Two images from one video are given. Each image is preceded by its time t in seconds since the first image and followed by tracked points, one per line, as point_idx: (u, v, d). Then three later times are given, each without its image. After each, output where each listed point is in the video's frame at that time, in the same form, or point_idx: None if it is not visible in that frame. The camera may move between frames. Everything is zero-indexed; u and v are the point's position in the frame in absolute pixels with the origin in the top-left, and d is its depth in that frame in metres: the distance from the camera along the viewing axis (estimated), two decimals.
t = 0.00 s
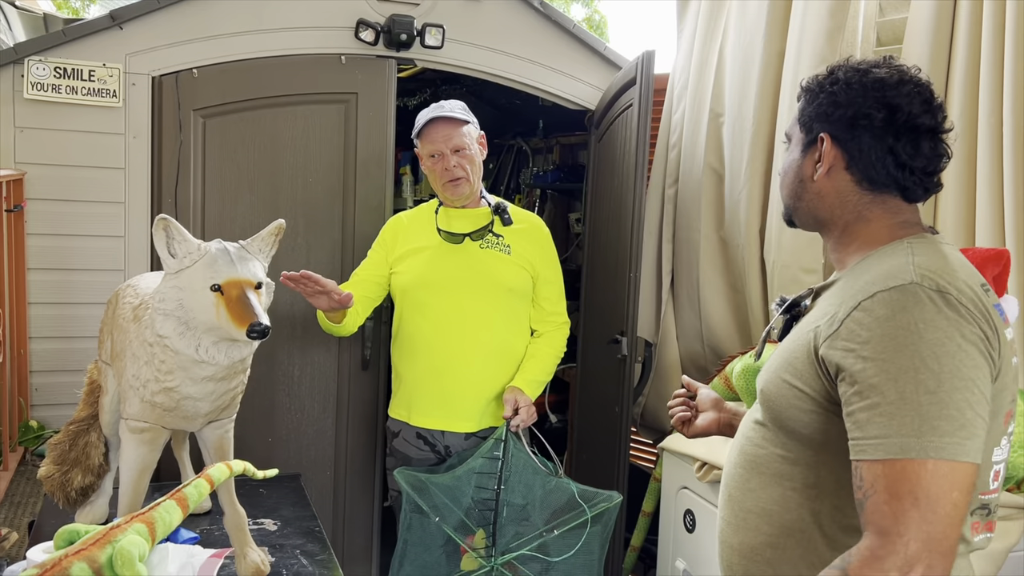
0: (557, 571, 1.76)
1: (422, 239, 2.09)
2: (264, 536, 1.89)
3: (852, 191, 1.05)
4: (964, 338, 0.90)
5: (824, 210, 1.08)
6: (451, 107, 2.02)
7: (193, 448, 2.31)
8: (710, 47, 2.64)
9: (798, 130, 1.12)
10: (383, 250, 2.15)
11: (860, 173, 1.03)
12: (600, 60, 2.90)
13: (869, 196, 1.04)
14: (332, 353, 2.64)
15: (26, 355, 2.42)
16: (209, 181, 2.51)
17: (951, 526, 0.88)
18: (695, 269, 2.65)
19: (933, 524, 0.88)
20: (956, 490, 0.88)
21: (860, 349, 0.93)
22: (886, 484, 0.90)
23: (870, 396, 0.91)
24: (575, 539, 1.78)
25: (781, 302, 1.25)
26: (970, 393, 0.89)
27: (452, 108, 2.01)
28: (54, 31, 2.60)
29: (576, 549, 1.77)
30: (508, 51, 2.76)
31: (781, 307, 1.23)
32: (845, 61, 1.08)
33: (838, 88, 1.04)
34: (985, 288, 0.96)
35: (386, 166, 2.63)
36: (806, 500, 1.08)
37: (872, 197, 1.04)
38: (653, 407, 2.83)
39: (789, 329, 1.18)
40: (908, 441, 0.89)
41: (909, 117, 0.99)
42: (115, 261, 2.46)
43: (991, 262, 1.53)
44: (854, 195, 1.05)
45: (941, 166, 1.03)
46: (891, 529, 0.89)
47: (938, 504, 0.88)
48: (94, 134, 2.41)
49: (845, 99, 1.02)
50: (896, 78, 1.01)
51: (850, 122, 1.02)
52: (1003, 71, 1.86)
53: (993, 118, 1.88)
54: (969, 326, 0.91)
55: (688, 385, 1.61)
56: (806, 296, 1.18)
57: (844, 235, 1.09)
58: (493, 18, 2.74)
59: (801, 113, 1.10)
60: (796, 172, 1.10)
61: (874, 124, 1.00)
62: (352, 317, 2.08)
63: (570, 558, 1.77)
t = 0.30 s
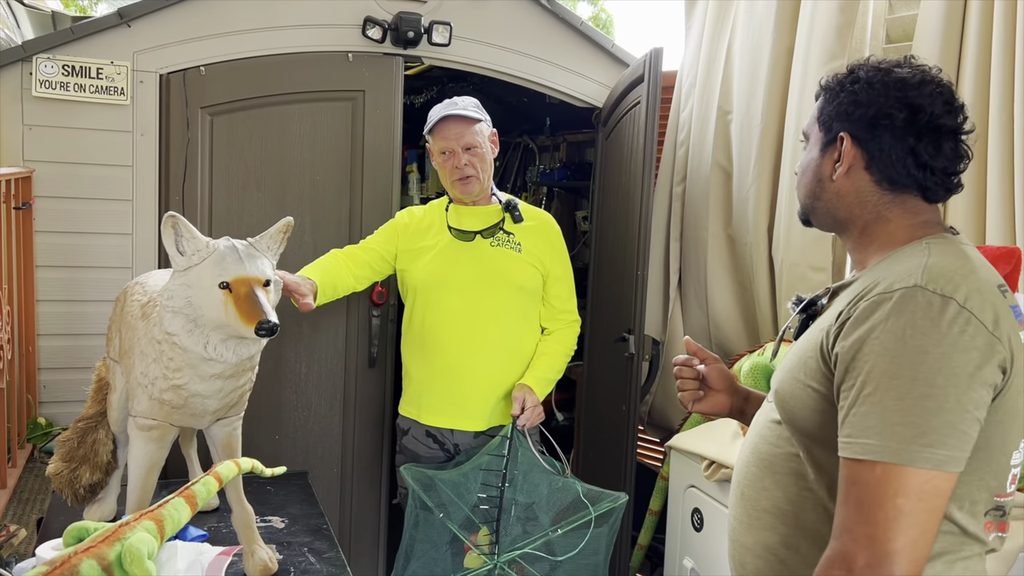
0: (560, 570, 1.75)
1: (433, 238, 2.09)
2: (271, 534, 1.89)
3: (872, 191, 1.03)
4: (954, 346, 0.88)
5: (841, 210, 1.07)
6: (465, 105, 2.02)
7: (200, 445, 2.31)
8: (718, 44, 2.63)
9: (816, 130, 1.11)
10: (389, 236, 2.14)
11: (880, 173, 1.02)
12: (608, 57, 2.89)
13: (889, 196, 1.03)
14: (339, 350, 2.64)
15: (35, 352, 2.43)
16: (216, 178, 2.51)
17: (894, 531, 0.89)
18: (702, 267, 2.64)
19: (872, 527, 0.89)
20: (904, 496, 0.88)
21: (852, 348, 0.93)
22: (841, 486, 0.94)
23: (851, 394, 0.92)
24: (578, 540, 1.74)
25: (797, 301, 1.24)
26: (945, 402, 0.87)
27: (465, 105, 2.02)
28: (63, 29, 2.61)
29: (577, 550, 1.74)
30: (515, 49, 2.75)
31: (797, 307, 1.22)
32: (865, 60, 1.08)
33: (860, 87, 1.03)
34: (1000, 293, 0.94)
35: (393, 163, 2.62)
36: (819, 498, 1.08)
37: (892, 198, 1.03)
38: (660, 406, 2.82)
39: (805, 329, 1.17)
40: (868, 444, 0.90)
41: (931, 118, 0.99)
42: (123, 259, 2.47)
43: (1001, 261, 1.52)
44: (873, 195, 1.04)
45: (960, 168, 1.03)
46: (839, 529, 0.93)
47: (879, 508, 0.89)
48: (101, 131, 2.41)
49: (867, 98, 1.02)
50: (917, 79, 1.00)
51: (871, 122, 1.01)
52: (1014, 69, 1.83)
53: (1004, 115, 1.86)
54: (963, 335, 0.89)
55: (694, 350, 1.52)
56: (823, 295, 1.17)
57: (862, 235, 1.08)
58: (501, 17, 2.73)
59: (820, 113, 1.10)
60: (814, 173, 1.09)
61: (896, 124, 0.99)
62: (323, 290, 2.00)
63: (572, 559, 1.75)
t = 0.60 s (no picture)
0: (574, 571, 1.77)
1: (446, 234, 2.08)
2: (278, 531, 1.89)
3: (888, 187, 1.03)
4: (975, 343, 0.88)
5: (856, 207, 1.07)
6: (482, 103, 2.01)
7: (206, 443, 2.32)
8: (725, 41, 2.62)
9: (830, 125, 1.10)
10: (401, 237, 2.13)
11: (897, 169, 1.01)
12: (614, 55, 2.88)
13: (905, 193, 1.02)
14: (345, 348, 2.64)
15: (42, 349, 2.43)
16: (223, 176, 2.51)
17: (920, 528, 0.88)
18: (710, 265, 2.63)
19: (898, 525, 0.88)
20: (930, 494, 0.87)
21: (870, 345, 0.92)
22: (858, 485, 0.92)
23: (871, 391, 0.91)
24: (593, 539, 1.77)
25: (805, 296, 1.23)
26: (969, 399, 0.87)
27: (482, 103, 2.01)
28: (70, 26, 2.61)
29: (594, 550, 1.77)
30: (522, 46, 2.75)
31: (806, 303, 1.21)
32: (879, 55, 1.07)
33: (877, 82, 1.02)
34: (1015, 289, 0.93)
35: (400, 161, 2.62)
36: (829, 496, 1.08)
37: (908, 194, 1.02)
38: (666, 404, 2.81)
39: (814, 325, 1.16)
40: (893, 441, 0.88)
41: (950, 115, 0.98)
42: (130, 256, 2.47)
43: (1013, 258, 1.50)
44: (889, 192, 1.03)
45: (975, 165, 1.02)
46: (860, 529, 0.91)
47: (905, 506, 0.88)
48: (108, 129, 2.41)
49: (884, 94, 1.01)
50: (936, 74, 1.00)
51: (889, 118, 1.00)
52: None
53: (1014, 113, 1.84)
54: (983, 331, 0.88)
55: (713, 376, 1.49)
56: (831, 291, 1.17)
57: (874, 232, 1.07)
58: (508, 14, 2.72)
59: (834, 108, 1.08)
60: (829, 168, 1.08)
61: (915, 119, 0.98)
62: (331, 303, 1.99)
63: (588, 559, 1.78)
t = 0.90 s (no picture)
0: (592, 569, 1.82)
1: (456, 232, 2.07)
2: (284, 528, 1.89)
3: (894, 187, 1.02)
4: (986, 339, 0.87)
5: (862, 206, 1.06)
6: (500, 97, 2.00)
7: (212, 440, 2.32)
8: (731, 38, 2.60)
9: (836, 124, 1.09)
10: (411, 231, 2.12)
11: (903, 169, 1.00)
12: (620, 52, 2.87)
13: (911, 192, 1.01)
14: (350, 345, 2.64)
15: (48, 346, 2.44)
16: (229, 173, 2.51)
17: (937, 528, 0.87)
18: (714, 264, 2.62)
19: (915, 525, 0.88)
20: (946, 493, 0.87)
21: (880, 344, 0.91)
22: (874, 486, 0.92)
23: (883, 390, 0.90)
24: (611, 538, 1.82)
25: (811, 294, 1.23)
26: (982, 396, 0.86)
27: (499, 97, 2.00)
28: (77, 24, 2.62)
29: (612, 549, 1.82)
30: (528, 43, 2.74)
31: (812, 301, 1.20)
32: (886, 53, 1.06)
33: (883, 82, 1.01)
34: None
35: (405, 159, 2.62)
36: (837, 494, 1.07)
37: (914, 194, 1.01)
38: (671, 403, 2.81)
39: (819, 323, 1.16)
40: (906, 440, 0.88)
41: (957, 114, 0.97)
42: (136, 253, 2.47)
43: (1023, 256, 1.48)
44: (895, 192, 1.02)
45: (982, 163, 1.01)
46: (877, 531, 0.91)
47: (921, 505, 0.87)
48: (114, 126, 2.41)
49: (890, 94, 1.00)
50: (942, 73, 0.99)
51: (895, 118, 0.99)
52: None
53: None
54: (994, 328, 0.87)
55: (714, 370, 1.48)
56: (838, 289, 1.16)
57: (881, 230, 1.06)
58: (513, 11, 2.71)
59: (840, 108, 1.08)
60: (835, 168, 1.08)
61: (921, 120, 0.98)
62: (339, 304, 1.96)
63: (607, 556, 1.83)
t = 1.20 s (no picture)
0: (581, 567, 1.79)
1: (466, 229, 2.05)
2: (287, 526, 1.89)
3: (898, 186, 1.01)
4: (992, 343, 0.86)
5: (866, 205, 1.05)
6: (518, 98, 2.00)
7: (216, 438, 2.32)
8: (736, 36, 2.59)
9: (839, 123, 1.09)
10: (421, 216, 2.10)
11: (907, 168, 0.99)
12: (625, 50, 2.86)
13: (916, 191, 1.01)
14: (354, 344, 2.64)
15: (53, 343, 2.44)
16: (233, 171, 2.51)
17: (936, 530, 0.87)
18: (717, 263, 2.61)
19: (912, 526, 0.87)
20: (946, 496, 0.86)
21: (886, 344, 0.91)
22: (874, 487, 0.91)
23: (886, 391, 0.90)
24: (603, 538, 1.80)
25: (817, 295, 1.22)
26: (986, 399, 0.85)
27: (518, 97, 2.00)
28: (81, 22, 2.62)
29: (603, 548, 1.80)
30: (532, 42, 2.73)
31: (818, 302, 1.19)
32: (889, 51, 1.05)
33: (885, 81, 1.00)
34: None
35: (409, 157, 2.61)
36: (843, 496, 1.07)
37: (918, 193, 1.01)
38: (675, 402, 2.80)
39: (826, 323, 1.15)
40: (909, 442, 0.87)
41: (960, 112, 0.96)
42: (141, 251, 2.48)
43: None
44: (899, 191, 1.01)
45: (987, 161, 1.00)
46: (875, 531, 0.91)
47: (920, 507, 0.87)
48: (119, 124, 2.41)
49: (893, 93, 0.99)
50: (946, 71, 0.98)
51: (898, 117, 0.99)
52: None
53: None
54: (1000, 331, 0.87)
55: (717, 368, 1.48)
56: (844, 290, 1.15)
57: (887, 230, 1.06)
58: (517, 10, 2.71)
59: (843, 107, 1.07)
60: (839, 168, 1.07)
61: (923, 119, 0.97)
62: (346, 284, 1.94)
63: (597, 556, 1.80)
